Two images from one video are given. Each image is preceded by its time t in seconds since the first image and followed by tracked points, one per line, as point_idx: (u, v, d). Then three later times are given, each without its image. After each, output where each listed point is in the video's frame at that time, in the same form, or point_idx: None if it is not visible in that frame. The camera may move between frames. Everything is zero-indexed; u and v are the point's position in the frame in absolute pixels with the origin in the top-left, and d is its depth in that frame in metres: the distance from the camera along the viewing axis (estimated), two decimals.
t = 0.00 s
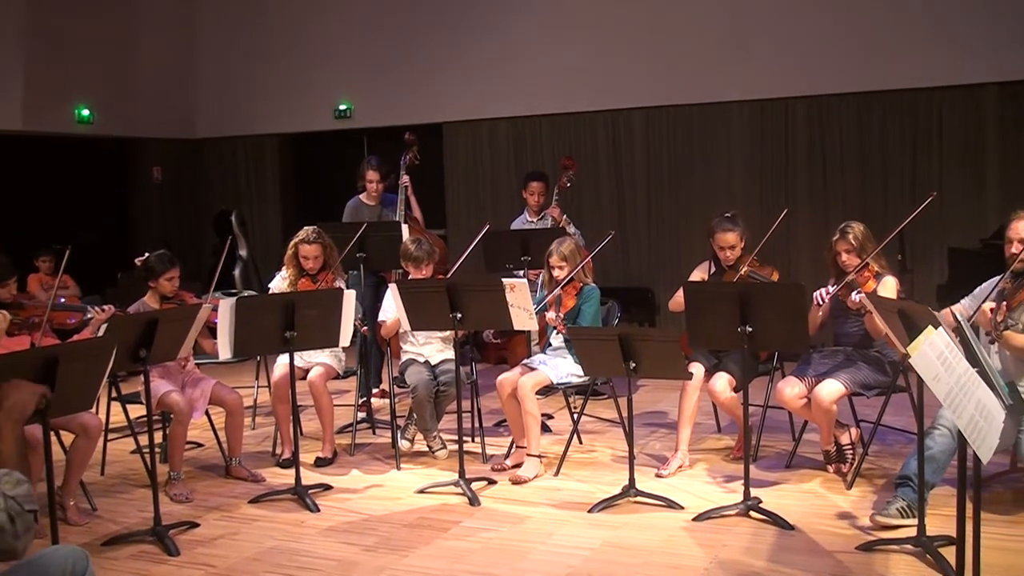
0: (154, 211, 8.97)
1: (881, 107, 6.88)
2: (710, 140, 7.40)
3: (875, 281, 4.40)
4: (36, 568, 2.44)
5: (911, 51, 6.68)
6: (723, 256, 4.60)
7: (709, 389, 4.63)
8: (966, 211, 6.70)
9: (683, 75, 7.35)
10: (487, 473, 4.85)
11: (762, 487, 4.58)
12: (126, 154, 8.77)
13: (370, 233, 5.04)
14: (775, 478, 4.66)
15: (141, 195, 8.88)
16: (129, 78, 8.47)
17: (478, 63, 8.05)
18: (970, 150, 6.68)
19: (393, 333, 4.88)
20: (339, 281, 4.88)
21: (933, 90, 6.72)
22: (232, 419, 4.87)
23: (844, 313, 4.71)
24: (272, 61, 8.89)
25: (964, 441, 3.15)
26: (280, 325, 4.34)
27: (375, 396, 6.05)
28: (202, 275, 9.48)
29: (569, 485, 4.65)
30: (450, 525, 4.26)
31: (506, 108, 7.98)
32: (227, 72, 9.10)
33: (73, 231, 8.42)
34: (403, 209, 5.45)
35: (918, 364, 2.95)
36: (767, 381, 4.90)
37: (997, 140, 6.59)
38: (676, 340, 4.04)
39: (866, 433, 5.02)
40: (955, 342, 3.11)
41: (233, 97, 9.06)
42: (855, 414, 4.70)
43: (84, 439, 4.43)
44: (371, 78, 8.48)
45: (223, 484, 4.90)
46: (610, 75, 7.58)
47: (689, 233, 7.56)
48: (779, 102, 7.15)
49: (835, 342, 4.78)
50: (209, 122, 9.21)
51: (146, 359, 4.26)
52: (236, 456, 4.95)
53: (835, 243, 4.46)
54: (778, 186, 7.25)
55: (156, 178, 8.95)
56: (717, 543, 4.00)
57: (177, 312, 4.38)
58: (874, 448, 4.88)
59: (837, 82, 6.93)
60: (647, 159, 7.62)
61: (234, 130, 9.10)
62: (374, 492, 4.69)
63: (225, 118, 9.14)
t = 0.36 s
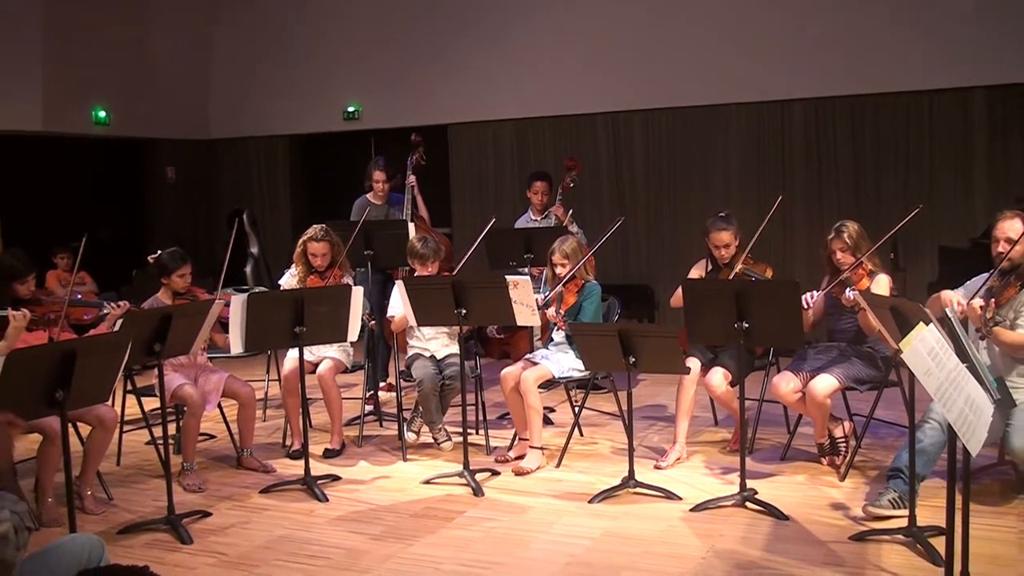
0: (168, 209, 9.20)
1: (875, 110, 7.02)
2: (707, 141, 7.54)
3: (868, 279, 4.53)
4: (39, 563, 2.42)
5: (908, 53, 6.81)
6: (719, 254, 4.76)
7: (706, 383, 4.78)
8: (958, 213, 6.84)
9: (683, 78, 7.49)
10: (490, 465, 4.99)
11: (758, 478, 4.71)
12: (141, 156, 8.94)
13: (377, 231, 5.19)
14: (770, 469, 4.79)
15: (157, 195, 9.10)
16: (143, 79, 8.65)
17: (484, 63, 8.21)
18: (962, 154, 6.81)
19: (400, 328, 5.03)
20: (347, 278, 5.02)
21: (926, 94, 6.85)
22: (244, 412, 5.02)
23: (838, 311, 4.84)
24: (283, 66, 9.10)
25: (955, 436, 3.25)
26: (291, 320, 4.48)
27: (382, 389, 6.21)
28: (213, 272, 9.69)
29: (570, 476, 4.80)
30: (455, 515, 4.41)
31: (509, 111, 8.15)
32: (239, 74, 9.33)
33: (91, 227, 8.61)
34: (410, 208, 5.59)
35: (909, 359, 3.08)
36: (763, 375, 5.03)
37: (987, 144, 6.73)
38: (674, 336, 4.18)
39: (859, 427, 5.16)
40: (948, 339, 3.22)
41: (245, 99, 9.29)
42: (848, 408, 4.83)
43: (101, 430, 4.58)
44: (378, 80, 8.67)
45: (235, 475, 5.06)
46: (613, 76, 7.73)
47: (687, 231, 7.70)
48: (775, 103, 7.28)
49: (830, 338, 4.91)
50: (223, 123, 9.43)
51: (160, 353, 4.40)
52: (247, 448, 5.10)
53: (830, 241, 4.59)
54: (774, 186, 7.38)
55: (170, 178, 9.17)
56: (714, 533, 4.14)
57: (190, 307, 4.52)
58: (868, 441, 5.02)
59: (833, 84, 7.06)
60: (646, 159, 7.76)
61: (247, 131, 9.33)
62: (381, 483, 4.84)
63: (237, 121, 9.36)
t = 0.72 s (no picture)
0: (182, 211, 9.41)
1: (869, 113, 7.14)
2: (705, 143, 7.69)
3: (862, 278, 4.66)
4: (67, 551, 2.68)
5: (903, 59, 6.96)
6: (718, 254, 4.89)
7: (704, 379, 4.93)
8: (950, 215, 6.96)
9: (683, 81, 7.65)
10: (495, 458, 5.15)
11: (755, 472, 4.85)
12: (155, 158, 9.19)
13: (386, 232, 5.35)
14: (767, 463, 4.94)
15: (171, 196, 9.31)
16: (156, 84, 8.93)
17: (489, 67, 8.41)
18: (952, 158, 6.93)
19: (406, 326, 5.17)
20: (356, 277, 5.16)
21: (918, 98, 6.98)
22: (256, 407, 5.18)
23: (832, 309, 4.98)
24: (293, 73, 9.36)
25: (946, 430, 3.33)
26: (301, 319, 4.63)
27: (389, 385, 6.38)
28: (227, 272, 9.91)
29: (572, 470, 4.94)
30: (460, 507, 4.55)
31: (510, 116, 8.37)
32: (251, 82, 9.61)
33: (107, 229, 8.88)
34: (415, 209, 5.75)
35: (903, 359, 3.15)
36: (759, 372, 5.17)
37: (977, 149, 6.84)
38: (673, 334, 4.32)
39: (853, 422, 5.31)
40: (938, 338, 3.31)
41: (256, 103, 9.56)
42: (842, 404, 4.97)
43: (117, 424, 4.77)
44: (385, 86, 8.91)
45: (247, 468, 5.21)
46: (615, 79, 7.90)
47: (685, 232, 7.84)
48: (772, 106, 7.43)
49: (825, 335, 5.05)
50: (235, 128, 9.74)
51: (174, 350, 4.53)
52: (259, 442, 5.26)
53: (825, 242, 4.72)
54: (771, 187, 7.51)
55: (184, 179, 9.39)
56: (712, 525, 4.28)
57: (204, 306, 4.66)
58: (862, 435, 5.17)
59: (828, 88, 7.21)
60: (646, 161, 7.90)
61: (258, 133, 9.62)
62: (389, 476, 4.99)
63: (252, 125, 9.65)
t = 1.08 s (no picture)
0: (194, 213, 9.75)
1: (862, 118, 7.35)
2: (702, 149, 7.96)
3: (854, 278, 4.80)
4: (91, 541, 2.67)
5: (896, 63, 7.12)
6: (715, 255, 5.02)
7: (701, 376, 5.08)
8: (939, 215, 7.17)
9: (682, 87, 7.87)
10: (498, 454, 5.30)
11: (751, 467, 5.00)
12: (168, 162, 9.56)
13: (392, 234, 5.50)
14: (762, 458, 5.09)
15: (184, 199, 9.66)
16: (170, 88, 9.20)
17: (494, 75, 8.65)
18: (941, 161, 7.15)
19: (411, 325, 5.32)
20: (363, 277, 5.31)
21: (908, 102, 7.18)
22: (266, 403, 5.33)
23: (826, 307, 5.12)
24: (303, 78, 9.61)
25: (935, 427, 3.40)
26: (309, 318, 4.78)
27: (396, 382, 6.56)
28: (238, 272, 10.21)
29: (573, 464, 5.09)
30: (464, 501, 4.70)
31: (514, 120, 8.61)
32: (262, 87, 9.87)
33: (122, 230, 9.25)
34: (420, 211, 5.90)
35: (893, 354, 3.23)
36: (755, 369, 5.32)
37: (966, 152, 7.04)
38: (671, 332, 4.45)
39: (846, 418, 5.46)
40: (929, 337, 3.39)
41: (266, 109, 9.83)
42: (835, 400, 5.12)
43: (132, 420, 4.90)
44: (392, 92, 9.16)
45: (258, 462, 5.37)
46: (616, 87, 8.13)
47: (681, 233, 8.15)
48: (766, 114, 7.66)
49: (818, 334, 5.20)
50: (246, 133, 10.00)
51: (187, 348, 4.68)
52: (269, 437, 5.42)
53: (819, 242, 4.85)
54: (766, 191, 7.77)
55: (196, 183, 9.71)
56: (709, 518, 4.41)
57: (215, 305, 4.81)
58: (854, 431, 5.32)
59: (822, 94, 7.41)
60: (644, 165, 8.19)
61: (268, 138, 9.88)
62: (395, 470, 5.15)
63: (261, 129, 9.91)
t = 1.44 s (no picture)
0: (207, 214, 10.14)
1: (854, 123, 7.60)
2: (699, 152, 8.23)
3: (848, 277, 4.91)
4: (108, 533, 2.63)
5: (890, 71, 7.37)
6: (713, 255, 5.16)
7: (699, 373, 5.23)
8: (927, 217, 7.44)
9: (681, 92, 8.14)
10: (501, 449, 5.46)
11: (747, 461, 5.15)
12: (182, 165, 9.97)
13: (399, 235, 5.67)
14: (758, 453, 5.24)
15: (196, 202, 10.05)
16: (184, 91, 9.47)
17: (497, 82, 8.97)
18: (930, 165, 7.40)
19: (417, 323, 5.48)
20: (370, 277, 5.46)
21: (899, 107, 7.43)
22: (276, 399, 5.49)
23: (820, 306, 5.28)
24: (313, 84, 9.93)
25: (926, 422, 3.42)
26: (318, 317, 4.92)
27: (402, 379, 6.75)
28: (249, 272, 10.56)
29: (574, 459, 5.24)
30: (468, 494, 4.85)
31: (518, 124, 8.92)
32: (275, 90, 10.16)
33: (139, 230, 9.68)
34: (426, 213, 6.06)
35: (885, 352, 3.28)
36: (752, 366, 5.48)
37: (954, 156, 7.29)
38: (669, 330, 4.60)
39: (839, 414, 5.63)
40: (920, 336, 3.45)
41: (279, 113, 10.14)
42: (829, 397, 5.27)
43: (147, 416, 5.04)
44: (399, 98, 9.47)
45: (269, 457, 5.54)
46: (619, 92, 8.40)
47: (679, 234, 8.42)
48: (762, 118, 7.92)
49: (812, 332, 5.35)
50: (258, 135, 10.30)
51: (199, 345, 4.84)
52: (279, 433, 5.59)
53: (813, 244, 5.00)
54: (761, 193, 8.04)
55: (209, 186, 10.10)
56: (706, 511, 4.55)
57: (228, 303, 4.97)
58: (847, 427, 5.49)
59: (816, 99, 7.66)
60: (643, 169, 8.48)
61: (278, 144, 10.19)
62: (401, 465, 5.31)
63: (273, 132, 10.21)
